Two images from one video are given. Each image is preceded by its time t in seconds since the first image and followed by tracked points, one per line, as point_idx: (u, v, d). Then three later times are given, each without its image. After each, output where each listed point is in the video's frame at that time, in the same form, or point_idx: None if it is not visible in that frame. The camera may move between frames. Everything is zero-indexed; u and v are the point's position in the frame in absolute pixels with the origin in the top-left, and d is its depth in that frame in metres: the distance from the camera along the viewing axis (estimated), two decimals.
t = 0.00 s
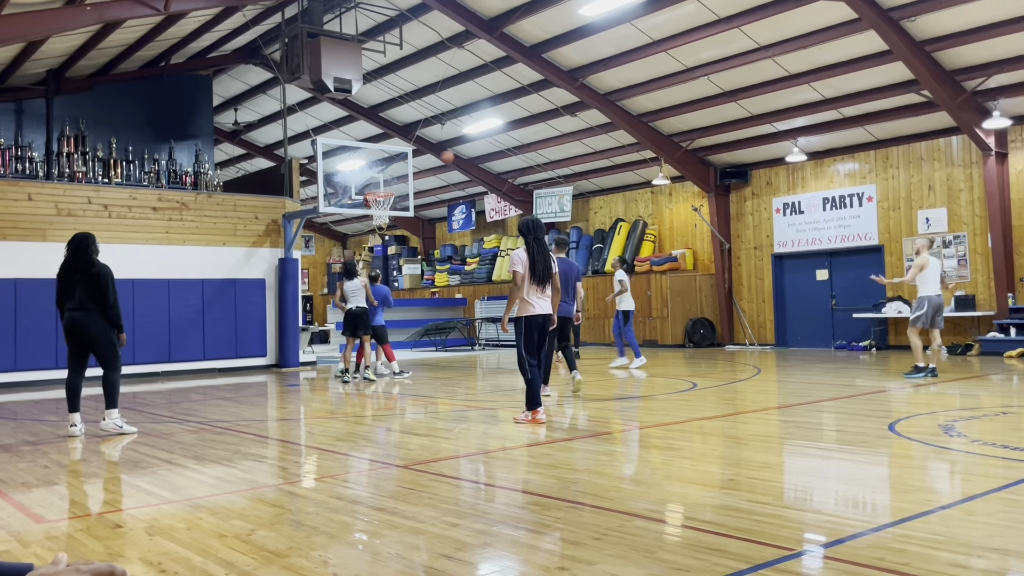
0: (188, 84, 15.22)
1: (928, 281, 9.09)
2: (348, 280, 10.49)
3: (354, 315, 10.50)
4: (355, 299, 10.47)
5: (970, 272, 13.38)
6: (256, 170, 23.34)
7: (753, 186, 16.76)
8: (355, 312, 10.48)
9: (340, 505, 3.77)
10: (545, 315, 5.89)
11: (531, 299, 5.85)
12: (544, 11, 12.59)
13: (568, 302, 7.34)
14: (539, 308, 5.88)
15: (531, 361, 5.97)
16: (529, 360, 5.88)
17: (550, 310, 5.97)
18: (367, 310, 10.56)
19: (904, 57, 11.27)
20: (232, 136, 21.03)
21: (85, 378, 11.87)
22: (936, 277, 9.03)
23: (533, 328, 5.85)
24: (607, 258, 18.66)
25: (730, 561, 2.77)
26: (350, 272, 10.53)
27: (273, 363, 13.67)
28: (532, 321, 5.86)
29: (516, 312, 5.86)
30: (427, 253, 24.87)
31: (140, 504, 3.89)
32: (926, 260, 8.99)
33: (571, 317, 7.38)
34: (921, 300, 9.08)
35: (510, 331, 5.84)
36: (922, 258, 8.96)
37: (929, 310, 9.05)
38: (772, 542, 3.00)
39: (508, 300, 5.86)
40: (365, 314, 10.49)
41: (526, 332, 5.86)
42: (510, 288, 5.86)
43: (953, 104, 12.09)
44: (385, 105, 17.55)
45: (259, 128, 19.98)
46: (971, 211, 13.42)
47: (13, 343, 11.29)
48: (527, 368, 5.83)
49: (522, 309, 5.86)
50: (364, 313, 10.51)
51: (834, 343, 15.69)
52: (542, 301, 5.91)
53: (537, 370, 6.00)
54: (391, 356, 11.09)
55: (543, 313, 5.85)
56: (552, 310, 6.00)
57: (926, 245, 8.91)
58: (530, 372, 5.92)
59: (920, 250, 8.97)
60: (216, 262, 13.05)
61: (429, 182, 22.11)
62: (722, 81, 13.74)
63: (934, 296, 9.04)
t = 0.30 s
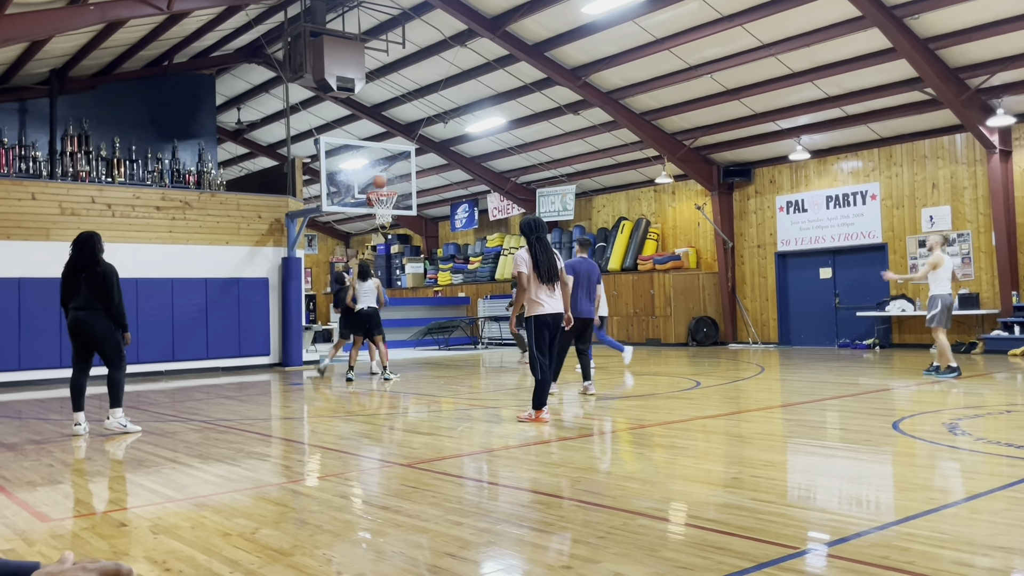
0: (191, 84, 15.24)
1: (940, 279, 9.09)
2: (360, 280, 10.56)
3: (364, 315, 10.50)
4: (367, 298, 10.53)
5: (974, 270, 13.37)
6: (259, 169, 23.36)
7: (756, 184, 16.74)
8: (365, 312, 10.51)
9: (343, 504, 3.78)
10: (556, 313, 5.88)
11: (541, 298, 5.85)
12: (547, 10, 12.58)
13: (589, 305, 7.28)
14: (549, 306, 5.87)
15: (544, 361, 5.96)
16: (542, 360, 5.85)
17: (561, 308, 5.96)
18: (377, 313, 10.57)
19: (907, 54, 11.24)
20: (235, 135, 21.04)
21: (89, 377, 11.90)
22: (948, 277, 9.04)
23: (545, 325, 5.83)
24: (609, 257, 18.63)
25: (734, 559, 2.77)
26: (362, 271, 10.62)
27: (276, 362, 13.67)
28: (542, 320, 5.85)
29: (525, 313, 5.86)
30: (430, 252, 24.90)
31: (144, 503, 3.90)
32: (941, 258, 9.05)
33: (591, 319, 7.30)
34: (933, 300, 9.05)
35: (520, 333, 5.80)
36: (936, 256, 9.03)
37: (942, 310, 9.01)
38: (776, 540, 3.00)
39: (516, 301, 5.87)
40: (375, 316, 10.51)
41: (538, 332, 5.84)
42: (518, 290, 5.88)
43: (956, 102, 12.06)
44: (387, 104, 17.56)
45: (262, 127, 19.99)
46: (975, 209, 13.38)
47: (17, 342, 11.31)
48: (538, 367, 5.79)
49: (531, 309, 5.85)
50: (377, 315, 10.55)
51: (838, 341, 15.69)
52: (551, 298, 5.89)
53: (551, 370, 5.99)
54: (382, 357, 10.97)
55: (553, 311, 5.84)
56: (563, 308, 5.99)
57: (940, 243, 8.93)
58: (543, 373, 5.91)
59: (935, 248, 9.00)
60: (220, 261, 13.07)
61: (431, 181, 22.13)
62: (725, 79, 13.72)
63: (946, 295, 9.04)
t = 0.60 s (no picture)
0: (194, 83, 15.26)
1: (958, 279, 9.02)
2: (370, 279, 10.58)
3: (372, 314, 10.55)
4: (374, 297, 10.58)
5: (977, 269, 13.36)
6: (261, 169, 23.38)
7: (759, 183, 16.74)
8: (373, 310, 10.53)
9: (346, 503, 3.77)
10: (566, 313, 5.86)
11: (552, 297, 5.86)
12: (549, 8, 12.57)
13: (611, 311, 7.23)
14: (559, 306, 5.86)
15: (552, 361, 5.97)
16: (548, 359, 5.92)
17: (573, 307, 5.94)
18: (385, 312, 10.63)
19: (910, 52, 11.22)
20: (237, 135, 21.07)
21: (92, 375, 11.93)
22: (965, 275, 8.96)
23: (556, 325, 5.84)
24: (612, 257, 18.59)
25: (737, 558, 2.77)
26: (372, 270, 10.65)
27: (278, 361, 13.66)
28: (552, 319, 5.85)
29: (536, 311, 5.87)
30: (432, 252, 24.91)
31: (146, 501, 3.90)
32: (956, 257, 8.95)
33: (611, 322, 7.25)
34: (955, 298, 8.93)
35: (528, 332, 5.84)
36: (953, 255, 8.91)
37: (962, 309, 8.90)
38: (779, 538, 3.00)
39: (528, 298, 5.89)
40: (383, 315, 10.55)
41: (547, 331, 5.86)
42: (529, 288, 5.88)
43: (959, 100, 12.04)
44: (390, 103, 17.57)
45: (264, 126, 20.00)
46: (978, 208, 13.37)
47: (21, 341, 11.33)
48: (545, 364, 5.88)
49: (541, 307, 5.86)
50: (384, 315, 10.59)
51: (841, 340, 15.67)
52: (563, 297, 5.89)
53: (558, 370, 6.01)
54: (383, 357, 10.88)
55: (563, 311, 5.83)
56: (575, 307, 5.97)
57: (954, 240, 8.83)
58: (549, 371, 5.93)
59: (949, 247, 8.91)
60: (223, 260, 13.08)
61: (434, 180, 22.14)
62: (727, 77, 13.71)
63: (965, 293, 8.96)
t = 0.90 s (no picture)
0: (196, 83, 15.27)
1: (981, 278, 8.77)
2: (373, 279, 10.56)
3: (378, 314, 10.55)
4: (379, 298, 10.56)
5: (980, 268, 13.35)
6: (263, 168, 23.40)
7: (761, 182, 16.73)
8: (380, 311, 10.52)
9: (349, 503, 3.78)
10: (589, 313, 5.80)
11: (577, 297, 5.79)
12: (551, 8, 12.57)
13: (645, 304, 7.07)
14: (582, 304, 5.79)
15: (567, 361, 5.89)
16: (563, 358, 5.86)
17: (595, 307, 5.91)
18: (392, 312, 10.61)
19: (912, 51, 11.20)
20: (239, 134, 21.09)
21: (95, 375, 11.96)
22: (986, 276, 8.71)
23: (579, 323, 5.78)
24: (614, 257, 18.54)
25: (740, 558, 2.77)
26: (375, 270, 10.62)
27: (281, 360, 13.68)
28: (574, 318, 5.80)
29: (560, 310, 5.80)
30: (434, 251, 24.93)
31: (149, 501, 3.91)
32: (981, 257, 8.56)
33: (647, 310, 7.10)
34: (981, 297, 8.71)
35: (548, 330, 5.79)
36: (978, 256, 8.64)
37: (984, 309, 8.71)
38: (781, 539, 3.00)
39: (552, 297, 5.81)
40: (391, 315, 10.53)
41: (568, 331, 5.80)
42: (553, 285, 5.83)
43: (962, 99, 12.02)
44: (391, 103, 17.58)
45: (266, 126, 20.01)
46: (981, 207, 13.36)
47: (23, 341, 11.35)
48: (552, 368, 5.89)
49: (564, 305, 5.79)
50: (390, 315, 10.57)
51: (843, 339, 15.66)
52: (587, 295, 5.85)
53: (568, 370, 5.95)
54: (390, 356, 10.85)
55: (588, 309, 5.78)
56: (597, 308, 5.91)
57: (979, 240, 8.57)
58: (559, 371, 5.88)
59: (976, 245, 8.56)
60: (225, 260, 13.10)
61: (436, 180, 22.15)
62: (730, 76, 13.69)
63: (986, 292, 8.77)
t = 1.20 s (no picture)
0: (198, 83, 15.29)
1: (1013, 276, 8.51)
2: (380, 278, 10.57)
3: (381, 313, 10.56)
4: (383, 296, 10.60)
5: (981, 267, 13.34)
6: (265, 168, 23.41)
7: (763, 182, 16.72)
8: (383, 310, 10.55)
9: (350, 502, 3.78)
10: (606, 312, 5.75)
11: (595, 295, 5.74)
12: (552, 8, 12.57)
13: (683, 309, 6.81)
14: (599, 303, 5.75)
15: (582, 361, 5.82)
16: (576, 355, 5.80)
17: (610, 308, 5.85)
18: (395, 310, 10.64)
19: (914, 51, 11.19)
20: (241, 134, 21.10)
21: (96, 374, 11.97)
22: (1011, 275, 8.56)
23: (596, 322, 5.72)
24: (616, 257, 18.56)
25: (742, 558, 2.76)
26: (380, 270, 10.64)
27: (282, 360, 13.69)
28: (588, 316, 5.74)
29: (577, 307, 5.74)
30: (436, 251, 24.95)
31: (150, 501, 3.90)
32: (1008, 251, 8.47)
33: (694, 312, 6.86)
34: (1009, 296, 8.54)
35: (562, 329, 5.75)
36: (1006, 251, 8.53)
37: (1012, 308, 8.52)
38: (783, 538, 3.00)
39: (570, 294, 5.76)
40: (394, 315, 10.56)
41: (581, 329, 5.75)
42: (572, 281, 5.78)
43: (963, 99, 12.00)
44: (393, 103, 17.59)
45: (268, 126, 20.03)
46: (982, 206, 13.36)
47: (25, 341, 11.36)
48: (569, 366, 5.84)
49: (580, 303, 5.74)
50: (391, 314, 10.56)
51: (845, 339, 15.65)
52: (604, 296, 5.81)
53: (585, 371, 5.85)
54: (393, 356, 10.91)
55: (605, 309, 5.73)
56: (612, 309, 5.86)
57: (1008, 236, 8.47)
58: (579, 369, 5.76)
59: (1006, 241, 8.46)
60: (227, 260, 13.11)
61: (437, 179, 22.16)
62: (731, 76, 13.68)
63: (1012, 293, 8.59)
